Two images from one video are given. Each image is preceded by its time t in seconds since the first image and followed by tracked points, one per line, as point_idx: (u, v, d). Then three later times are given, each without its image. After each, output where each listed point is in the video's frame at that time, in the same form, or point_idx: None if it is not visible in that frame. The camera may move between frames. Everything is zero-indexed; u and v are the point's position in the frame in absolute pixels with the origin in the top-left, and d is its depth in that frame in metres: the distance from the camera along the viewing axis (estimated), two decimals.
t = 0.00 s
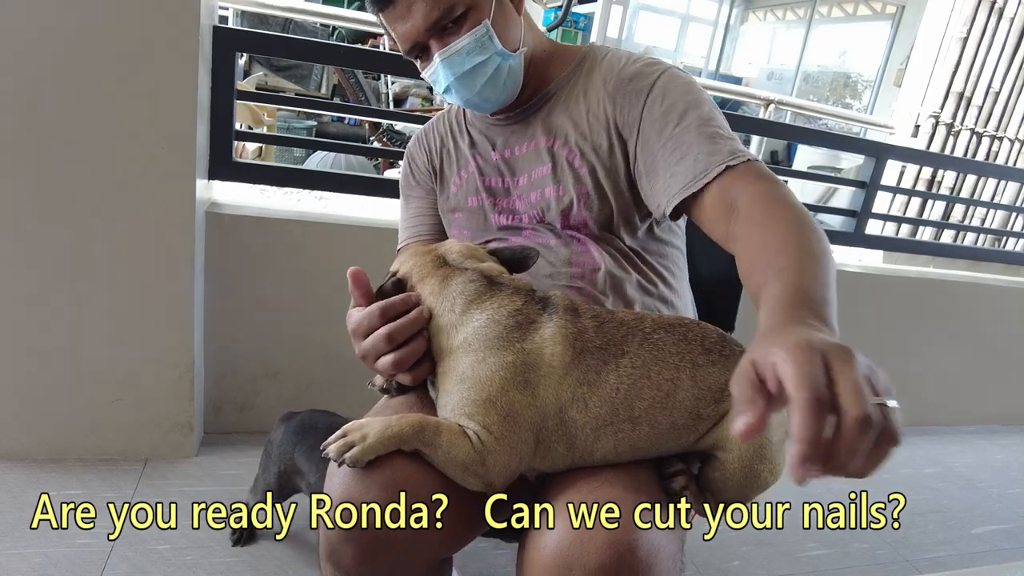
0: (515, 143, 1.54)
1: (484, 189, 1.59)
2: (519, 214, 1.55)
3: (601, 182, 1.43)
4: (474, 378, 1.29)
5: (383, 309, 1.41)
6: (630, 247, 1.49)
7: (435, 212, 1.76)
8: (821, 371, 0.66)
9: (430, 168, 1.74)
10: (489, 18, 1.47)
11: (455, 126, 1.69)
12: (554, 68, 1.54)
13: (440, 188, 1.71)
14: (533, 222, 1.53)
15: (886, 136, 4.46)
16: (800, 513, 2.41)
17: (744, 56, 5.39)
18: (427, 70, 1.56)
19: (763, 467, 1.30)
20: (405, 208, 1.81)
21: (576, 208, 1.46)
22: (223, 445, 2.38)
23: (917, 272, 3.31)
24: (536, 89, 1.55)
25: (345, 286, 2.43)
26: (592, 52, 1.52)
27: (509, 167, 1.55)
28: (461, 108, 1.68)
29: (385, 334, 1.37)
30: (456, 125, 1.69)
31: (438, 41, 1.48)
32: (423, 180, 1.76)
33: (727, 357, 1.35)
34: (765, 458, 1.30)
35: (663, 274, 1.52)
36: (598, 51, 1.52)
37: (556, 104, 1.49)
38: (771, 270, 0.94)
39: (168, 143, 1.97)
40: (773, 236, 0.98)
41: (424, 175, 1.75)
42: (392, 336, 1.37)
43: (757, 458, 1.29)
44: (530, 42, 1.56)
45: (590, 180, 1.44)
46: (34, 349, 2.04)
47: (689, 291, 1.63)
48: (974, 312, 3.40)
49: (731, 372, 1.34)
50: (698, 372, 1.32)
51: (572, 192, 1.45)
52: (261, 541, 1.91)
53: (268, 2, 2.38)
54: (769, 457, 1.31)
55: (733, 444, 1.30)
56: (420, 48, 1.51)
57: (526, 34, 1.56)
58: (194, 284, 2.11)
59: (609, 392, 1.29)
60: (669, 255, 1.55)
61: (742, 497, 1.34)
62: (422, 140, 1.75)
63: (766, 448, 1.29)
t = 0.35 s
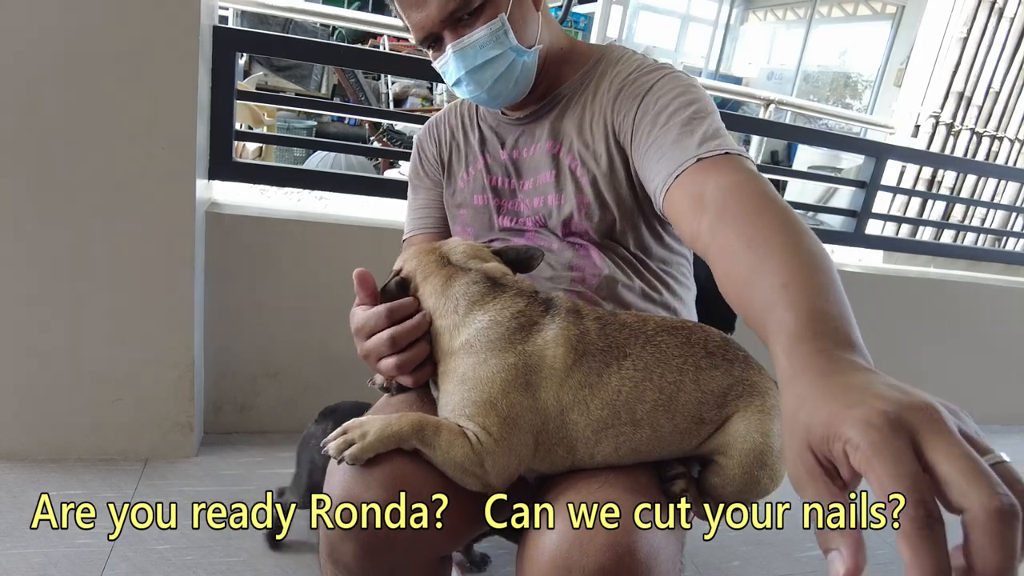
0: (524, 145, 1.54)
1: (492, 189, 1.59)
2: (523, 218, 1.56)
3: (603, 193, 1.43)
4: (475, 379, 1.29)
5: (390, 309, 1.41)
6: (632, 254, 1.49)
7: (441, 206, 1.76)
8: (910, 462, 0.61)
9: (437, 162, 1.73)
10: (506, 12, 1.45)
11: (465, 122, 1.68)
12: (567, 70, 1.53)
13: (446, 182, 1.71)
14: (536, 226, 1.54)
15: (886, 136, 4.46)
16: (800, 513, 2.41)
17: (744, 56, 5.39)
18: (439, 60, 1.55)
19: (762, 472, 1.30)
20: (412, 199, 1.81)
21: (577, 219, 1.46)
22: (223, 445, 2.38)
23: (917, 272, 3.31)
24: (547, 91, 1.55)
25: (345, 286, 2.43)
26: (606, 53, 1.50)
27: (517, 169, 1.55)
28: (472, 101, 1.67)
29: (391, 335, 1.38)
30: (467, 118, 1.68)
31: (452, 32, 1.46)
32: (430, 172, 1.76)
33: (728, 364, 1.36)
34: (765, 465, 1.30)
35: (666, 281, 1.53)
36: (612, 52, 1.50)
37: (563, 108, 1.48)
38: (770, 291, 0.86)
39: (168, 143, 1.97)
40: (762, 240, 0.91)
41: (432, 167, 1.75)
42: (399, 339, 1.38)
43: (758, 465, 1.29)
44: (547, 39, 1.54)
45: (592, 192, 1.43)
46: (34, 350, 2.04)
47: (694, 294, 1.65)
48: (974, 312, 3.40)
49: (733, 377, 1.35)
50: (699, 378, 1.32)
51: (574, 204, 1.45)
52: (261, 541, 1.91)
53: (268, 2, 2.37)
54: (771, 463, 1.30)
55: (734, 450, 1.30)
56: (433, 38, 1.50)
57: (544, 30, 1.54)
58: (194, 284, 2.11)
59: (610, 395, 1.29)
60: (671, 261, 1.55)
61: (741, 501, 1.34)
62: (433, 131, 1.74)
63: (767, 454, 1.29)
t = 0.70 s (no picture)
0: (530, 147, 1.53)
1: (494, 189, 1.59)
2: (525, 220, 1.56)
3: (607, 199, 1.42)
4: (473, 376, 1.29)
5: (387, 310, 1.42)
6: (635, 259, 1.49)
7: (442, 203, 1.76)
8: (937, 487, 0.61)
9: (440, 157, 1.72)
10: (517, 10, 1.46)
11: (471, 119, 1.66)
12: (577, 71, 1.52)
13: (449, 180, 1.71)
14: (537, 230, 1.54)
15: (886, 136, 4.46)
16: (800, 513, 2.40)
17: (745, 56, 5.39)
18: (446, 54, 1.54)
19: (759, 462, 1.29)
20: (414, 194, 1.80)
21: (580, 227, 1.47)
22: (223, 445, 2.38)
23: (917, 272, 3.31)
24: (553, 91, 1.55)
25: (345, 285, 2.43)
26: (616, 56, 1.49)
27: (521, 170, 1.55)
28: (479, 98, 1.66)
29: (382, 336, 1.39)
30: (472, 116, 1.67)
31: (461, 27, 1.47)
32: (433, 167, 1.75)
33: (724, 355, 1.36)
34: (761, 453, 1.29)
35: (668, 285, 1.53)
36: (621, 54, 1.49)
37: (571, 112, 1.48)
38: (784, 310, 0.86)
39: (168, 143, 1.97)
40: (782, 259, 0.90)
41: (436, 164, 1.74)
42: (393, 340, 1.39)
43: (754, 453, 1.28)
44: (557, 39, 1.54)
45: (595, 200, 1.43)
46: (33, 350, 2.04)
47: (695, 298, 1.66)
48: (975, 312, 3.40)
49: (727, 368, 1.34)
50: (695, 369, 1.32)
51: (577, 211, 1.46)
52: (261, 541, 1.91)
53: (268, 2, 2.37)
54: (766, 452, 1.29)
55: (730, 443, 1.29)
56: (441, 31, 1.49)
57: (554, 30, 1.54)
58: (194, 284, 2.11)
59: (607, 388, 1.29)
60: (675, 266, 1.55)
61: (739, 493, 1.33)
62: (437, 126, 1.73)
63: (762, 442, 1.28)
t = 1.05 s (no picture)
0: (540, 145, 1.53)
1: (502, 188, 1.58)
2: (532, 220, 1.55)
3: (618, 204, 1.42)
4: (483, 383, 1.30)
5: (385, 315, 1.42)
6: (642, 263, 1.49)
7: (448, 200, 1.76)
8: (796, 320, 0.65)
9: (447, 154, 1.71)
10: (532, 10, 1.46)
11: (479, 115, 1.65)
12: (591, 72, 1.51)
13: (455, 176, 1.70)
14: (543, 231, 1.54)
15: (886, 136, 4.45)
16: (800, 513, 2.40)
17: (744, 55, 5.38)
18: (458, 48, 1.54)
19: (765, 471, 1.30)
20: (418, 190, 1.80)
21: (587, 230, 1.46)
22: (223, 445, 2.38)
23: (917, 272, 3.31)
24: (565, 91, 1.54)
25: (345, 285, 2.43)
26: (631, 57, 1.47)
27: (530, 169, 1.54)
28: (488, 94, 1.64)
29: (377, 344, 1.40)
30: (480, 111, 1.66)
31: (474, 24, 1.46)
32: (439, 163, 1.74)
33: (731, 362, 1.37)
34: (767, 463, 1.30)
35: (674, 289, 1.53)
36: (637, 56, 1.47)
37: (584, 112, 1.47)
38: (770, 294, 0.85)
39: (169, 143, 1.97)
40: (790, 266, 0.90)
41: (441, 161, 1.74)
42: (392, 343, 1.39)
43: (760, 462, 1.29)
44: (572, 37, 1.53)
45: (606, 204, 1.43)
46: (34, 351, 2.04)
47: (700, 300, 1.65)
48: (974, 312, 3.40)
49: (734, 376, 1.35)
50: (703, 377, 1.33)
51: (586, 214, 1.45)
52: (261, 541, 1.91)
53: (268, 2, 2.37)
54: (773, 461, 1.31)
55: (737, 451, 1.31)
56: (454, 25, 1.49)
57: (570, 31, 1.53)
58: (194, 284, 2.11)
59: (615, 395, 1.30)
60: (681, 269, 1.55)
61: (743, 500, 1.34)
62: (444, 122, 1.72)
63: (769, 452, 1.29)
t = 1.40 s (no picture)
0: (540, 148, 1.53)
1: (501, 191, 1.59)
2: (533, 224, 1.56)
3: (617, 214, 1.42)
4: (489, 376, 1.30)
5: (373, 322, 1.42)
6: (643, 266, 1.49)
7: (447, 201, 1.76)
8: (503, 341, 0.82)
9: (446, 154, 1.71)
10: (530, 12, 1.40)
11: (479, 116, 1.64)
12: (592, 75, 1.48)
13: (453, 177, 1.70)
14: (544, 235, 1.55)
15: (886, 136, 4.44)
16: (800, 513, 2.40)
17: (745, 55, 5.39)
18: (453, 47, 1.49)
19: (769, 467, 1.29)
20: (418, 188, 1.80)
21: (587, 237, 1.47)
22: (223, 444, 2.38)
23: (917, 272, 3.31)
24: (565, 93, 1.51)
25: (345, 285, 2.43)
26: (636, 58, 1.45)
27: (529, 172, 1.54)
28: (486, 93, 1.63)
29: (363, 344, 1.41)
30: (479, 110, 1.65)
31: (470, 25, 1.42)
32: (438, 162, 1.74)
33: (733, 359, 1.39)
34: (770, 459, 1.29)
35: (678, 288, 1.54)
36: (641, 58, 1.45)
37: (585, 118, 1.45)
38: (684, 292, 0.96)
39: (169, 143, 1.97)
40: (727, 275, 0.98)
41: (441, 160, 1.73)
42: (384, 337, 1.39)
43: (764, 457, 1.29)
44: (574, 40, 1.49)
45: (606, 213, 1.43)
46: (34, 351, 2.04)
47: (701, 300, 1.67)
48: (975, 312, 3.40)
49: (737, 373, 1.38)
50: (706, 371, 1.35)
51: (586, 223, 1.45)
52: (261, 541, 1.91)
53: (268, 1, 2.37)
54: (776, 457, 1.30)
55: (742, 446, 1.30)
56: (450, 24, 1.44)
57: (571, 30, 1.48)
58: (194, 284, 2.11)
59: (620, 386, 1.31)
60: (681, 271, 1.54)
61: (744, 498, 1.33)
62: (443, 119, 1.71)
63: (771, 449, 1.29)
